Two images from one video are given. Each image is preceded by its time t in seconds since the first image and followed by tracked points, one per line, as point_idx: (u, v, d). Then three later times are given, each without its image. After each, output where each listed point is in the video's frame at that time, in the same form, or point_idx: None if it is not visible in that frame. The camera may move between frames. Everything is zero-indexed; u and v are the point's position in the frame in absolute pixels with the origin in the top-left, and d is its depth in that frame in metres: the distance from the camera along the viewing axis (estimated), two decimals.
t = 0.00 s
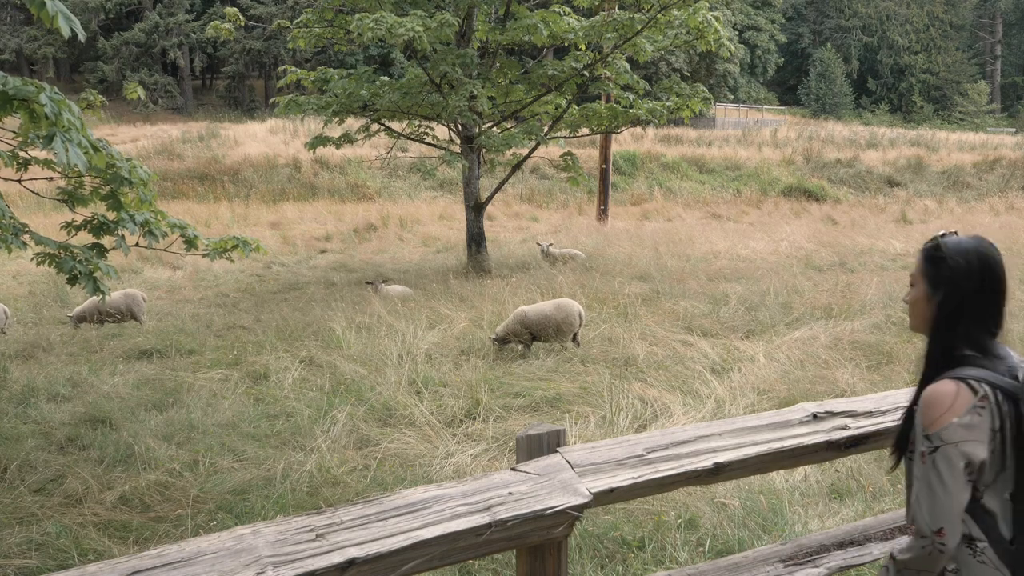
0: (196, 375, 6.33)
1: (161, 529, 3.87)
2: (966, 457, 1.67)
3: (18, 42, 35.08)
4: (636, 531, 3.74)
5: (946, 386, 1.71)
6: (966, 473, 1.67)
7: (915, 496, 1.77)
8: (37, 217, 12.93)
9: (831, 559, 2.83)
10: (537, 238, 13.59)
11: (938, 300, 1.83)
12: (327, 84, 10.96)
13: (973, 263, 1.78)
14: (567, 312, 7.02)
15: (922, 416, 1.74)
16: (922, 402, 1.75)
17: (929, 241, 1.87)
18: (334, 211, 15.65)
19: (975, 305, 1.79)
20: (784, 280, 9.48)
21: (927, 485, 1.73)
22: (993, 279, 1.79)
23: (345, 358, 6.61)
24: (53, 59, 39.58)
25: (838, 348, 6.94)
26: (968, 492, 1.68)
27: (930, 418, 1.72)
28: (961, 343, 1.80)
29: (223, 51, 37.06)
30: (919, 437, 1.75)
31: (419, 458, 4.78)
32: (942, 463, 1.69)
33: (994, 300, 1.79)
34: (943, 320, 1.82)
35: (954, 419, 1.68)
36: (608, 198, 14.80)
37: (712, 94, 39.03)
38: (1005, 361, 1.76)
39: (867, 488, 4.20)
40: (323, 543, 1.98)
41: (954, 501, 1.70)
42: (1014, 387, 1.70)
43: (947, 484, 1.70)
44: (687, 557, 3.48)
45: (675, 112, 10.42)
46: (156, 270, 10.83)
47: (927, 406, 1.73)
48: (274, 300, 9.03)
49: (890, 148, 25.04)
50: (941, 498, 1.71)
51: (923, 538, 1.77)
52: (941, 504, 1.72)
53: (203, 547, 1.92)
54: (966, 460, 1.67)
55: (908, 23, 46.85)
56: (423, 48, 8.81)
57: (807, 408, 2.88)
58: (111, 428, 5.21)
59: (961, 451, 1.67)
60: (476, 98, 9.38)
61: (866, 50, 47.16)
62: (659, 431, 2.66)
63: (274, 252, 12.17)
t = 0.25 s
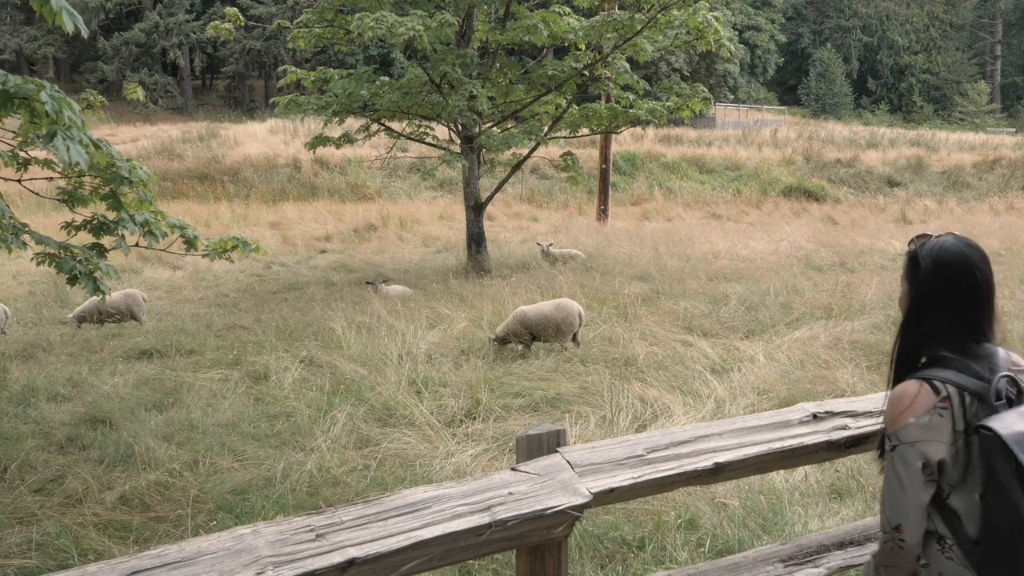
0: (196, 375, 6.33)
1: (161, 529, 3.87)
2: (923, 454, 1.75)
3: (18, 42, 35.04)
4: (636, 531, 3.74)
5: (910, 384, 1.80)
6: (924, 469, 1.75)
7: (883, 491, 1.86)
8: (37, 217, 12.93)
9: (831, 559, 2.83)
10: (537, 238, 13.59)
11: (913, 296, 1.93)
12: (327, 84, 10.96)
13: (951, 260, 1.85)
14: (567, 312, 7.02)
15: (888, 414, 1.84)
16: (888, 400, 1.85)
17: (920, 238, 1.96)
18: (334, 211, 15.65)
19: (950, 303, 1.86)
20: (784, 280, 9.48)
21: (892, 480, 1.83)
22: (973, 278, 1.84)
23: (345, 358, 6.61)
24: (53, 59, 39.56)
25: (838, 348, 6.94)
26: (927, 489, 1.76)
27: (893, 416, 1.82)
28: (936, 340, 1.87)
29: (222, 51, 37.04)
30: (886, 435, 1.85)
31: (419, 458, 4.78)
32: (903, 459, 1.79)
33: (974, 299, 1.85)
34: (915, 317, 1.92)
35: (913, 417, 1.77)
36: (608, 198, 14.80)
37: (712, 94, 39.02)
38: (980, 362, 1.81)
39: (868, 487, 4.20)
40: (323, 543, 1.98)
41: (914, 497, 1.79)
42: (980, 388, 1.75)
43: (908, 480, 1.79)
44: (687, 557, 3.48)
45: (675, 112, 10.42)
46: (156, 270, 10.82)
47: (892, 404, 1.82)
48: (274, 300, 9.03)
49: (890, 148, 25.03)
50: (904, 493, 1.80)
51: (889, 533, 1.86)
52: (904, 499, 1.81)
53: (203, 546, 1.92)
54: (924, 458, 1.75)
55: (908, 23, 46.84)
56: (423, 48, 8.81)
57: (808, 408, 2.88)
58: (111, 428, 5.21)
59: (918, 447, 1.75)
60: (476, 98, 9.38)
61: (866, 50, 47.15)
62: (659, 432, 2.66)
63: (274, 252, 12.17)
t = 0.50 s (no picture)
0: (196, 375, 6.33)
1: (161, 529, 3.87)
2: (916, 444, 1.80)
3: (18, 42, 35.03)
4: (635, 531, 3.74)
5: (914, 378, 1.83)
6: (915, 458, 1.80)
7: (875, 474, 1.92)
8: (37, 217, 12.93)
9: (831, 559, 2.83)
10: (537, 238, 13.58)
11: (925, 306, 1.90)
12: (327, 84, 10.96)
13: (959, 267, 1.86)
14: (567, 311, 7.03)
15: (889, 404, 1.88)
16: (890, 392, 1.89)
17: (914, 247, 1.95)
18: (334, 211, 15.64)
19: (960, 308, 1.87)
20: (784, 280, 9.49)
21: (885, 465, 1.88)
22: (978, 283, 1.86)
23: (345, 358, 6.61)
24: (53, 59, 39.55)
25: (838, 348, 6.94)
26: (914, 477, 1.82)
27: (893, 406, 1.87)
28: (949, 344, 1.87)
29: (222, 51, 37.03)
30: (884, 423, 1.91)
31: (419, 458, 4.78)
32: (897, 446, 1.84)
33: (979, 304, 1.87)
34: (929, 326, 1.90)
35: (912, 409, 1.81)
36: (608, 198, 14.79)
37: (712, 94, 39.00)
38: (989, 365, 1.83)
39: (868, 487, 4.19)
40: (323, 543, 1.98)
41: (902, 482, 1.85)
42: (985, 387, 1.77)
43: (898, 465, 1.85)
44: (687, 558, 3.48)
45: (675, 112, 10.42)
46: (156, 270, 10.82)
47: (894, 396, 1.87)
48: (274, 300, 9.03)
49: (890, 148, 25.02)
50: (894, 477, 1.87)
51: (875, 510, 1.94)
52: (895, 482, 1.87)
53: (203, 546, 1.92)
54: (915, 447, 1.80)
55: (908, 23, 46.81)
56: (423, 48, 8.80)
57: (808, 408, 2.89)
58: (111, 428, 5.21)
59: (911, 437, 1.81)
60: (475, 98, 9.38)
61: (866, 50, 47.16)
62: (659, 431, 2.66)
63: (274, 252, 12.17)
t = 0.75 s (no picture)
0: (196, 374, 6.33)
1: (161, 529, 3.87)
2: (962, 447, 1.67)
3: (18, 41, 35.04)
4: (635, 531, 3.74)
5: (955, 378, 1.72)
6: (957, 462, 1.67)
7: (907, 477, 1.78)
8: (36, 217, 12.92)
9: (831, 559, 2.83)
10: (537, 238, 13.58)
11: (957, 317, 1.84)
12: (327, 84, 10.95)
13: (983, 280, 1.84)
14: (567, 311, 7.02)
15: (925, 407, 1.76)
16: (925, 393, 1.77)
17: (929, 259, 1.89)
18: (334, 211, 15.64)
19: (985, 318, 1.84)
20: (783, 280, 9.49)
21: (922, 467, 1.74)
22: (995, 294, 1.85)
23: (345, 358, 6.61)
24: (53, 60, 39.55)
25: (838, 348, 6.95)
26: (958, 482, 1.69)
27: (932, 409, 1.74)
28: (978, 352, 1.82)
29: (222, 51, 37.02)
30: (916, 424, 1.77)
31: (419, 458, 4.79)
32: (938, 447, 1.71)
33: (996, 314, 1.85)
34: (959, 338, 1.85)
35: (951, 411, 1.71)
36: (608, 198, 14.79)
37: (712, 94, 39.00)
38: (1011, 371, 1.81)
39: (867, 487, 4.20)
40: (323, 543, 1.98)
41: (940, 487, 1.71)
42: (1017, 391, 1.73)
43: (940, 469, 1.71)
44: (687, 558, 3.49)
45: (675, 112, 10.43)
46: (156, 270, 10.82)
47: (931, 397, 1.74)
48: (274, 300, 9.03)
49: (890, 148, 25.02)
50: (932, 479, 1.72)
51: (906, 515, 1.79)
52: (932, 485, 1.73)
53: (203, 546, 1.92)
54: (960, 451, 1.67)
55: (907, 23, 46.80)
56: (423, 48, 8.80)
57: (808, 408, 2.88)
58: (111, 428, 5.20)
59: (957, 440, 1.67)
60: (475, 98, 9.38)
61: (866, 50, 47.16)
62: (659, 431, 2.66)
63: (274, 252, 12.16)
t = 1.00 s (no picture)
0: (196, 374, 6.33)
1: (161, 529, 3.87)
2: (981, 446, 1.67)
3: (18, 41, 35.05)
4: (635, 531, 3.74)
5: (973, 381, 1.72)
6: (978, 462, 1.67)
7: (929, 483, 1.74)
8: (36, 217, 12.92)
9: (831, 559, 2.83)
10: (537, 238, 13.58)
11: (962, 319, 1.85)
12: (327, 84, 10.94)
13: (987, 281, 1.86)
14: (566, 311, 7.02)
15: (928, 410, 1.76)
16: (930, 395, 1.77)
17: (934, 262, 1.89)
18: (334, 211, 15.63)
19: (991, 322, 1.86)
20: (783, 280, 9.49)
21: (945, 473, 1.71)
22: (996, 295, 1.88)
23: (345, 359, 6.61)
24: (53, 60, 39.55)
25: (838, 348, 6.95)
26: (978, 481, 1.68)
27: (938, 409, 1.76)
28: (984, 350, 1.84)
29: (222, 51, 37.02)
30: (936, 429, 1.74)
31: (419, 458, 4.79)
32: (962, 451, 1.68)
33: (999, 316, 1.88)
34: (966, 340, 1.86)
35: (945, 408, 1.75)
36: (608, 198, 14.78)
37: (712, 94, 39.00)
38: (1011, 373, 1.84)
39: (867, 487, 4.20)
40: (323, 543, 1.98)
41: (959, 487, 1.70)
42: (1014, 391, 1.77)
43: (964, 474, 1.68)
44: (687, 558, 3.49)
45: (675, 112, 10.43)
46: (156, 270, 10.81)
47: (951, 401, 1.72)
48: (274, 300, 9.03)
49: (890, 148, 25.01)
50: (957, 484, 1.70)
51: (929, 522, 1.75)
52: (956, 490, 1.70)
53: (202, 546, 1.92)
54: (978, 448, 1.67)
55: (907, 23, 46.78)
56: (423, 48, 8.79)
57: (807, 408, 2.88)
58: (111, 428, 5.20)
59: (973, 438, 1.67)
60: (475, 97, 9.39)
61: (866, 50, 47.15)
62: (659, 431, 2.66)
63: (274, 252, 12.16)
